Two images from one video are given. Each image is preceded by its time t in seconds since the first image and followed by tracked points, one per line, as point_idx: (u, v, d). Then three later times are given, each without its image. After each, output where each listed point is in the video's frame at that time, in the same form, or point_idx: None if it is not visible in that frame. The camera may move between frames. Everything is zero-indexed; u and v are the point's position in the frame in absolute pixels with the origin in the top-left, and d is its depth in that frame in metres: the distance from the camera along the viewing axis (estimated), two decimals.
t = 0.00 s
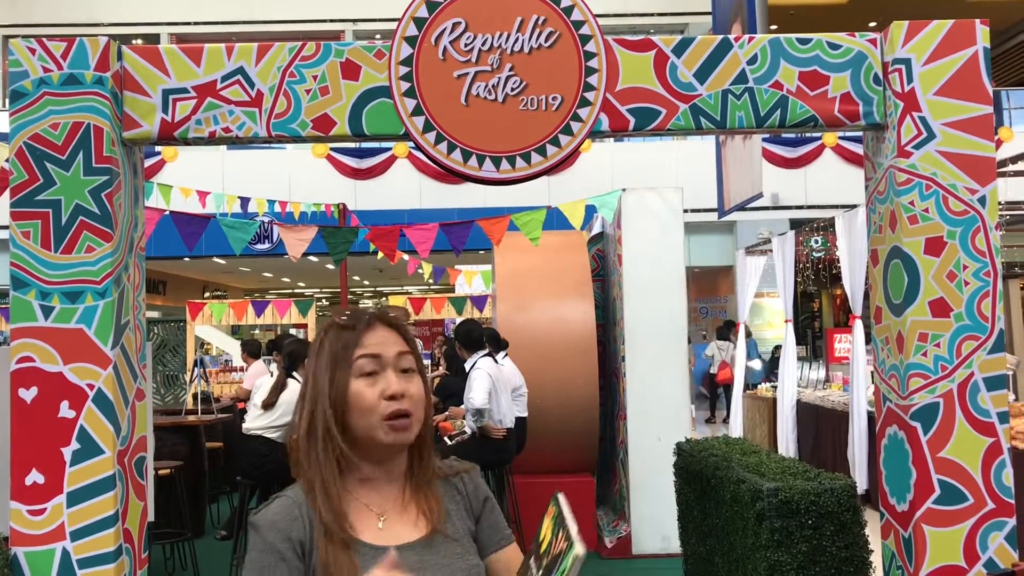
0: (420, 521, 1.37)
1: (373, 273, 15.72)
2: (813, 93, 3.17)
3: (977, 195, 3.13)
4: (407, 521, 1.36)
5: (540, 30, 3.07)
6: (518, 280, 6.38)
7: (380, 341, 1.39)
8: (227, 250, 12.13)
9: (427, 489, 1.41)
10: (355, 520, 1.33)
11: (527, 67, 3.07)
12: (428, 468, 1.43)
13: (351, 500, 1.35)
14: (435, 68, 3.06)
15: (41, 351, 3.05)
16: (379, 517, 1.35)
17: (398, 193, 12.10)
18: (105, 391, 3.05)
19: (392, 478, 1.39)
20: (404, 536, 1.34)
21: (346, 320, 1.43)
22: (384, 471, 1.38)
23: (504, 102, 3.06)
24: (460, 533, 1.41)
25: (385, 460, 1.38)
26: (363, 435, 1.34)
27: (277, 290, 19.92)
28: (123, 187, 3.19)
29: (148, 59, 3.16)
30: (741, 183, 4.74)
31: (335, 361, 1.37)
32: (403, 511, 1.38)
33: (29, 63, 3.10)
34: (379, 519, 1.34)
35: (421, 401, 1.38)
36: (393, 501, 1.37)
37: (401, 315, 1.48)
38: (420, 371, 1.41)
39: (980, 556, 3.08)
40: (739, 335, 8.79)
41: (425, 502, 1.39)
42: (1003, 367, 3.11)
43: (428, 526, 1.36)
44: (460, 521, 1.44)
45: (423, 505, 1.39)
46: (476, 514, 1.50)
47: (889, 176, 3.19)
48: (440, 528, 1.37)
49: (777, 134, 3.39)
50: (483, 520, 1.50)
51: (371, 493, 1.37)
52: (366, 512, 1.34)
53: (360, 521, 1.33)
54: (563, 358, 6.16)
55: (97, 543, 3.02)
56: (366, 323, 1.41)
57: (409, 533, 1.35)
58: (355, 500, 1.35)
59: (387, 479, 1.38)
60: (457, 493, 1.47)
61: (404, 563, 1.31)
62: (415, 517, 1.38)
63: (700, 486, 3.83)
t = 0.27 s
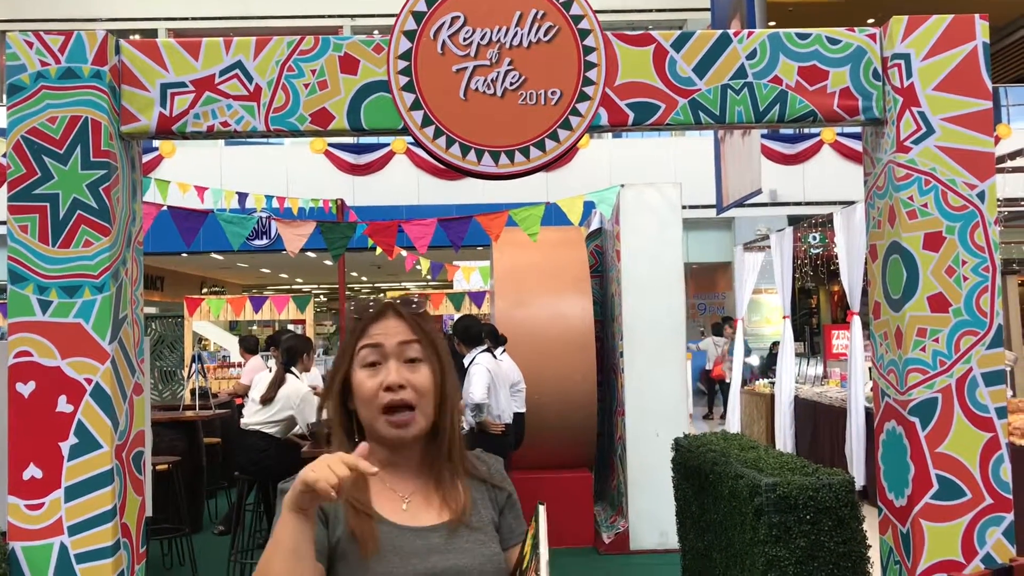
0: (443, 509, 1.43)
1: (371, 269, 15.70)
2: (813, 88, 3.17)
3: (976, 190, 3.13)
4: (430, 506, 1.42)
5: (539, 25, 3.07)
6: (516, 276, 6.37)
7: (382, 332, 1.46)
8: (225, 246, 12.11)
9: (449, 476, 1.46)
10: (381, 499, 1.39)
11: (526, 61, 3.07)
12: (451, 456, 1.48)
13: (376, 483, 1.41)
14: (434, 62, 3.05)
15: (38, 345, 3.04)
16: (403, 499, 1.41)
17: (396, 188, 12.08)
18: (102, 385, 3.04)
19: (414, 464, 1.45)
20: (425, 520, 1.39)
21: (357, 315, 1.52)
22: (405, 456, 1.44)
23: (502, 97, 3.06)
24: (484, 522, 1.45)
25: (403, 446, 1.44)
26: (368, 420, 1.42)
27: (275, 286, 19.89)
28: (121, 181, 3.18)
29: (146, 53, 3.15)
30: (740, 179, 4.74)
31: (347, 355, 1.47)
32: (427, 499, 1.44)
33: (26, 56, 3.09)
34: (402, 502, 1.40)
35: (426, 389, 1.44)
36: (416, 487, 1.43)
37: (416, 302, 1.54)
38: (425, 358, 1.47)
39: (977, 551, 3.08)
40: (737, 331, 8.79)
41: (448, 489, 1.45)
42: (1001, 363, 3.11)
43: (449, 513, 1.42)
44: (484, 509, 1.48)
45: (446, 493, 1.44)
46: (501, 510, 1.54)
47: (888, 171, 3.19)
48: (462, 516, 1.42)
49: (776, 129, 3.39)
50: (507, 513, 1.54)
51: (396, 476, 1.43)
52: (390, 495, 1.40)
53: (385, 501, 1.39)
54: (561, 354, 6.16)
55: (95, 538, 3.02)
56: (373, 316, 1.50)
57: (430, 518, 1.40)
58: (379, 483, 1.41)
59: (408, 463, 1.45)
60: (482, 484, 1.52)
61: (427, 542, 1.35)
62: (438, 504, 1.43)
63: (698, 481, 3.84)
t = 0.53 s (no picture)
0: (465, 502, 1.46)
1: (369, 265, 15.71)
2: (812, 83, 3.16)
3: (975, 185, 3.13)
4: (454, 500, 1.45)
5: (538, 19, 3.06)
6: (515, 272, 6.37)
7: (410, 329, 1.48)
8: (223, 241, 12.10)
9: (475, 471, 1.49)
10: (406, 493, 1.44)
11: (525, 55, 3.06)
12: (475, 452, 1.50)
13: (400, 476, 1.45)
14: (432, 57, 3.04)
15: (35, 340, 3.04)
16: (427, 493, 1.45)
17: (394, 184, 12.07)
18: (100, 380, 3.04)
19: (440, 459, 1.49)
20: (448, 513, 1.43)
21: (387, 311, 1.55)
22: (430, 451, 1.48)
23: (501, 91, 3.05)
24: (505, 516, 1.48)
25: (429, 441, 1.48)
26: (395, 416, 1.45)
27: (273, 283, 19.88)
28: (118, 176, 3.17)
29: (144, 47, 3.14)
30: (739, 175, 4.74)
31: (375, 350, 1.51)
32: (451, 493, 1.47)
33: (23, 50, 3.08)
34: (426, 495, 1.44)
35: (453, 385, 1.46)
36: (441, 480, 1.47)
37: (446, 299, 1.56)
38: (453, 355, 1.49)
39: (976, 547, 3.08)
40: (735, 327, 8.80)
41: (472, 484, 1.48)
42: (1000, 358, 3.11)
43: (472, 508, 1.45)
44: (508, 504, 1.50)
45: (470, 487, 1.47)
46: (524, 505, 1.55)
47: (887, 167, 3.19)
48: (484, 510, 1.45)
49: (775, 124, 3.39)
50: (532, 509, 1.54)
51: (420, 470, 1.47)
52: (415, 488, 1.45)
53: (409, 494, 1.43)
54: (560, 350, 6.16)
55: (93, 533, 3.01)
56: (403, 310, 1.52)
57: (453, 511, 1.44)
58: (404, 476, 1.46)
59: (434, 458, 1.48)
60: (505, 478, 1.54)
61: (448, 535, 1.39)
62: (461, 497, 1.46)
63: (696, 476, 3.84)
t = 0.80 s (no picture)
0: (485, 497, 1.48)
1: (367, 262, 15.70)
2: (810, 80, 3.16)
3: (974, 182, 3.13)
4: (473, 495, 1.48)
5: (536, 16, 3.05)
6: (513, 269, 6.37)
7: (441, 320, 1.50)
8: (221, 239, 12.09)
9: (496, 466, 1.52)
10: (427, 486, 1.46)
11: (523, 52, 3.05)
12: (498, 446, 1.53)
13: (422, 468, 1.47)
14: (431, 54, 3.04)
15: (33, 337, 3.03)
16: (447, 487, 1.47)
17: (392, 182, 12.06)
18: (98, 377, 3.04)
19: (462, 452, 1.51)
20: (467, 509, 1.45)
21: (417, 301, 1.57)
22: (453, 444, 1.50)
23: (500, 88, 3.04)
24: (523, 513, 1.50)
25: (453, 434, 1.49)
26: (422, 407, 1.47)
27: (271, 280, 19.86)
28: (116, 173, 3.16)
29: (141, 44, 3.13)
30: (738, 173, 4.74)
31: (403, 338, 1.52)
32: (472, 487, 1.50)
33: (21, 47, 3.07)
34: (447, 490, 1.46)
35: (482, 377, 1.48)
36: (462, 474, 1.49)
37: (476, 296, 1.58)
38: (481, 348, 1.51)
39: (974, 544, 3.09)
40: (733, 325, 8.80)
41: (492, 480, 1.50)
42: (998, 356, 3.11)
43: (491, 503, 1.47)
44: (526, 500, 1.53)
45: (489, 482, 1.50)
46: (541, 501, 1.58)
47: (886, 164, 3.19)
48: (503, 506, 1.47)
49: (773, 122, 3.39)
50: (549, 503, 1.58)
51: (441, 463, 1.49)
52: (436, 482, 1.47)
53: (430, 488, 1.46)
54: (558, 347, 6.16)
55: (91, 530, 3.01)
56: (434, 303, 1.54)
57: (472, 507, 1.46)
58: (425, 468, 1.48)
59: (456, 451, 1.50)
60: (524, 475, 1.56)
61: (466, 532, 1.42)
62: (480, 492, 1.49)
63: (694, 474, 3.84)
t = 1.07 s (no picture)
0: (489, 499, 1.51)
1: (364, 262, 15.69)
2: (807, 80, 3.16)
3: (970, 182, 3.13)
4: (477, 498, 1.51)
5: (533, 15, 3.05)
6: (510, 269, 6.37)
7: (441, 329, 1.52)
8: (218, 238, 12.07)
9: (498, 469, 1.55)
10: (432, 490, 1.49)
11: (520, 52, 3.05)
12: (500, 449, 1.56)
13: (426, 472, 1.51)
14: (428, 53, 3.03)
15: (28, 337, 3.02)
16: (452, 491, 1.50)
17: (390, 181, 12.06)
18: (94, 377, 3.03)
19: (465, 456, 1.54)
20: (472, 511, 1.48)
21: (417, 308, 1.58)
22: (456, 449, 1.53)
23: (497, 88, 3.03)
24: (526, 513, 1.53)
25: (456, 439, 1.52)
26: (425, 414, 1.50)
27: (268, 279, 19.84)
28: (112, 172, 3.16)
29: (138, 43, 3.12)
30: (735, 172, 4.74)
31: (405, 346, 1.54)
32: (475, 489, 1.53)
33: (17, 46, 3.07)
34: (451, 493, 1.50)
35: (482, 382, 1.50)
36: (466, 477, 1.52)
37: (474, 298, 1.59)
38: (481, 353, 1.53)
39: (970, 544, 3.09)
40: (731, 325, 8.80)
41: (495, 482, 1.53)
42: (995, 356, 3.11)
43: (495, 504, 1.50)
44: (528, 501, 1.56)
45: (492, 484, 1.53)
46: (543, 501, 1.61)
47: (883, 164, 3.19)
48: (506, 507, 1.50)
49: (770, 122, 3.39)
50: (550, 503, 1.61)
51: (445, 468, 1.53)
52: (441, 486, 1.50)
53: (435, 492, 1.49)
54: (555, 347, 6.16)
55: (87, 530, 3.01)
56: (433, 310, 1.55)
57: (477, 509, 1.49)
58: (430, 473, 1.51)
59: (460, 455, 1.53)
60: (526, 477, 1.59)
61: (472, 534, 1.45)
62: (484, 494, 1.52)
63: (691, 474, 3.84)
